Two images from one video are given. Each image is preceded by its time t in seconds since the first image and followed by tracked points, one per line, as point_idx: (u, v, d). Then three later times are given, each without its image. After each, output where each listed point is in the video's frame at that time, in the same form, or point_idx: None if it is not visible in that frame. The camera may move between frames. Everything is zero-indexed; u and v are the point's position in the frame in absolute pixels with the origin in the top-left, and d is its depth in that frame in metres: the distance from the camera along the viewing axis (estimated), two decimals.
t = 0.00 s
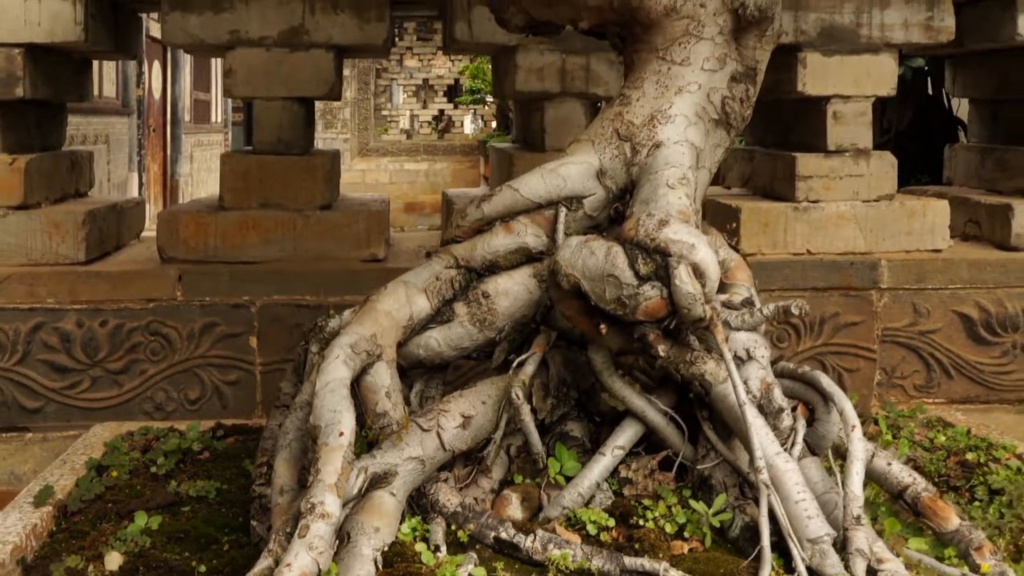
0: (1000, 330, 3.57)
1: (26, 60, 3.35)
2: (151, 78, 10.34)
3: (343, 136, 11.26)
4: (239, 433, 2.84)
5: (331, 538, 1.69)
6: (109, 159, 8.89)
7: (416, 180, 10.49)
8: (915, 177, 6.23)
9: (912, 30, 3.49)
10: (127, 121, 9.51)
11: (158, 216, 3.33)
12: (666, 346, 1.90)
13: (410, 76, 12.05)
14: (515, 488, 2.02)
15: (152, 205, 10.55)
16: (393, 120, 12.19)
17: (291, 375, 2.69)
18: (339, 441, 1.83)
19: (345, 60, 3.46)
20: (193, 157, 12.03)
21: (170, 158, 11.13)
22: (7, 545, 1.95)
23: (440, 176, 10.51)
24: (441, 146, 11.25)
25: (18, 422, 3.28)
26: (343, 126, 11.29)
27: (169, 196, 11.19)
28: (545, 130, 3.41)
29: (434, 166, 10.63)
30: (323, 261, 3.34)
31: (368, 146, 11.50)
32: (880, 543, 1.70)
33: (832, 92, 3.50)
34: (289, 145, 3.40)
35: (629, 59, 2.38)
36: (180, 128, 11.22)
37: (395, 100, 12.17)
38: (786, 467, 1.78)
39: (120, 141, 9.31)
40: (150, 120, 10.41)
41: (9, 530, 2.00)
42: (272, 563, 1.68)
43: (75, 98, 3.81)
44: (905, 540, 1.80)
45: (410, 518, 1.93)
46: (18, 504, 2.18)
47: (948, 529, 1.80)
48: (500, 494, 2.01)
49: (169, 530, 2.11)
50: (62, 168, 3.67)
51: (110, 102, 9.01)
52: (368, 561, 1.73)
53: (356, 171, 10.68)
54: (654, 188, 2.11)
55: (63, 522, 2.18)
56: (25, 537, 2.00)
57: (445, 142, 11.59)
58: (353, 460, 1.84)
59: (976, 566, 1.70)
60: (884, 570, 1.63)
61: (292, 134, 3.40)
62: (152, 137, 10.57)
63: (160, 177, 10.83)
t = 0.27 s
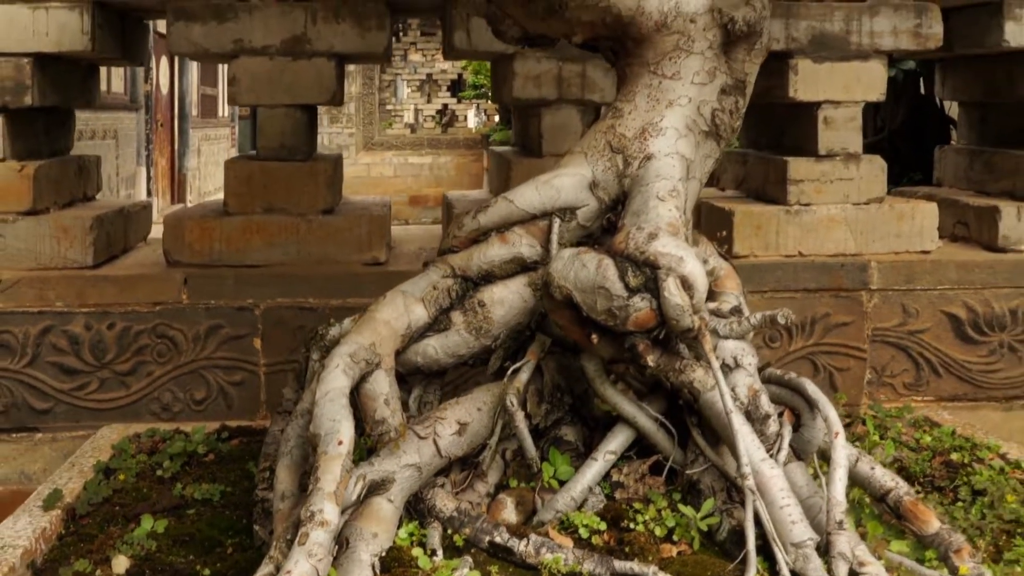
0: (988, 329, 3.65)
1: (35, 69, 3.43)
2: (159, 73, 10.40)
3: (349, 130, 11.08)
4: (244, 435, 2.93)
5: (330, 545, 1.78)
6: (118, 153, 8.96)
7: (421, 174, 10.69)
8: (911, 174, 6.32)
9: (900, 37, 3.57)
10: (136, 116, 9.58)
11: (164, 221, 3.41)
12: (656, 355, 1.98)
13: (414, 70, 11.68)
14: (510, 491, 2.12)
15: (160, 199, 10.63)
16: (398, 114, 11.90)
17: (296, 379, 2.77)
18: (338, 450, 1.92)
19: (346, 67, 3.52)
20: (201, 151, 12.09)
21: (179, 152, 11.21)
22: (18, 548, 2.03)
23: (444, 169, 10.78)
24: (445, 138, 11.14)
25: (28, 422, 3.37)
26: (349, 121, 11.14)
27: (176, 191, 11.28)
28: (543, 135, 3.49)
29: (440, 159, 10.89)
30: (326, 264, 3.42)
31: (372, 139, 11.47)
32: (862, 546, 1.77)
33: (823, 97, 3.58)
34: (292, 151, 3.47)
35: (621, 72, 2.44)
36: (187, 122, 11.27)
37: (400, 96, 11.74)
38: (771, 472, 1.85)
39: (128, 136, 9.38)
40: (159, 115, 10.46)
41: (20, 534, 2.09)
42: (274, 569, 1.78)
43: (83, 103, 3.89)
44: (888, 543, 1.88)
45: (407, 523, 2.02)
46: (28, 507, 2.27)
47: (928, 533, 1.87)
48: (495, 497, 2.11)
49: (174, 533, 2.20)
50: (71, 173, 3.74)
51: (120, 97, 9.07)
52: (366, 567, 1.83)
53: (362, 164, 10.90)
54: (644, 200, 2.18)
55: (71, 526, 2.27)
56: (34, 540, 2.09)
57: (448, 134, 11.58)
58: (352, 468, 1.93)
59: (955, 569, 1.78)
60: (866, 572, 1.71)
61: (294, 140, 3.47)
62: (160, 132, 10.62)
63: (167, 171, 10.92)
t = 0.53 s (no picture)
0: (980, 331, 3.68)
1: (40, 77, 3.48)
2: (162, 70, 10.47)
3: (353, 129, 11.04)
4: (246, 438, 2.98)
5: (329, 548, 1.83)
6: (122, 152, 9.03)
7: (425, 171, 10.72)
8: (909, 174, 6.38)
9: (894, 43, 3.59)
10: (140, 114, 9.65)
11: (168, 226, 3.47)
12: (646, 362, 2.03)
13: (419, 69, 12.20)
14: (505, 494, 2.18)
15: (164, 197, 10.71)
16: (401, 112, 12.75)
17: (296, 384, 2.82)
18: (337, 455, 1.98)
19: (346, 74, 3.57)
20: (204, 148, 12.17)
21: (182, 149, 11.30)
22: (26, 551, 2.08)
23: (448, 166, 10.67)
24: (449, 136, 11.34)
25: (34, 425, 3.42)
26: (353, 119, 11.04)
27: (179, 188, 11.38)
28: (541, 141, 3.53)
29: (442, 158, 10.77)
30: (327, 268, 3.48)
31: (375, 136, 11.84)
32: (847, 547, 1.82)
33: (817, 103, 3.61)
34: (293, 157, 3.52)
35: (616, 83, 2.52)
36: (192, 120, 11.33)
37: (404, 92, 12.64)
38: (759, 476, 1.90)
39: (132, 134, 9.45)
40: (162, 112, 10.53)
41: (28, 537, 2.14)
42: (274, 571, 1.83)
43: (87, 109, 3.94)
44: (873, 543, 1.93)
45: (405, 526, 2.08)
46: (36, 510, 2.32)
47: (912, 534, 1.92)
48: (491, 500, 2.17)
49: (178, 535, 2.25)
50: (75, 178, 3.80)
51: (123, 95, 9.15)
52: (365, 569, 1.88)
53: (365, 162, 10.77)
54: (637, 209, 2.23)
55: (77, 528, 2.32)
56: (42, 543, 2.14)
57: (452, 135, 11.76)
58: (350, 472, 1.98)
59: (937, 569, 1.82)
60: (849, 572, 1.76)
61: (296, 146, 3.52)
62: (164, 130, 10.70)
63: (171, 169, 11.04)
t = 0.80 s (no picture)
0: (974, 335, 3.71)
1: (43, 86, 3.52)
2: (164, 73, 10.57)
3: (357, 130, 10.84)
4: (249, 442, 3.03)
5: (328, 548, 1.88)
6: (123, 154, 9.08)
7: (428, 172, 10.77)
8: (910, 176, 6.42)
9: (888, 50, 3.63)
10: (140, 116, 9.70)
11: (171, 233, 3.52)
12: (636, 367, 2.09)
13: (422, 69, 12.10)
14: (500, 496, 2.23)
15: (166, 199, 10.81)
16: (405, 113, 12.35)
17: (296, 389, 2.86)
18: (335, 459, 2.02)
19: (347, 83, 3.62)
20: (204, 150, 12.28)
21: (183, 151, 11.42)
22: (33, 552, 2.13)
23: (453, 168, 10.77)
24: (453, 138, 11.38)
25: (39, 430, 3.48)
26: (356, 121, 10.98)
27: (180, 189, 11.50)
28: (539, 148, 3.57)
29: (447, 159, 10.85)
30: (328, 275, 3.53)
31: (378, 138, 11.57)
32: (828, 547, 1.87)
33: (812, 110, 3.64)
34: (295, 165, 3.58)
35: (608, 94, 2.58)
36: (193, 122, 11.45)
37: (407, 95, 12.34)
38: (744, 478, 1.95)
39: (133, 137, 9.51)
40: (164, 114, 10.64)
41: (35, 538, 2.19)
42: (275, 570, 1.88)
43: (90, 117, 4.00)
44: (856, 542, 1.97)
45: (401, 527, 2.11)
46: (43, 513, 2.37)
47: (893, 533, 1.96)
48: (486, 502, 2.21)
49: (182, 536, 2.30)
50: (78, 186, 3.85)
51: (123, 98, 9.20)
52: (362, 568, 1.92)
53: (369, 164, 10.78)
54: (628, 219, 2.31)
55: (83, 530, 2.37)
56: (49, 544, 2.19)
57: (457, 134, 11.72)
58: (348, 475, 2.03)
59: (917, 567, 1.86)
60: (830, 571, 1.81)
61: (297, 154, 3.58)
62: (166, 132, 10.80)
63: (173, 170, 11.17)
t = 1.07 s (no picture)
0: (967, 340, 3.74)
1: (46, 95, 3.56)
2: (163, 77, 10.66)
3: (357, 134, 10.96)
4: (250, 446, 3.07)
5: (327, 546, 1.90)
6: (122, 159, 9.12)
7: (430, 178, 10.71)
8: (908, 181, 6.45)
9: (882, 58, 3.66)
10: (138, 121, 9.74)
11: (172, 240, 3.56)
12: (627, 371, 2.15)
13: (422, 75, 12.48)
14: (496, 497, 2.26)
15: (166, 204, 10.88)
16: (406, 118, 12.67)
17: (296, 393, 2.90)
18: (334, 460, 2.05)
19: (345, 90, 3.66)
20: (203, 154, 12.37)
21: (183, 156, 11.51)
22: (39, 553, 2.17)
23: (454, 173, 10.82)
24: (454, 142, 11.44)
25: (42, 435, 3.51)
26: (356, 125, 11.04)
27: (179, 194, 11.57)
28: (536, 156, 3.61)
29: (448, 164, 10.93)
30: (328, 280, 3.57)
31: (380, 144, 11.89)
32: (814, 544, 1.91)
33: (806, 117, 3.69)
34: (294, 172, 3.61)
35: (602, 104, 2.65)
36: (192, 125, 11.56)
37: (407, 100, 12.71)
38: (732, 478, 1.99)
39: (132, 141, 9.55)
40: (163, 119, 10.71)
41: (41, 539, 2.23)
42: (275, 568, 1.91)
43: (91, 125, 4.04)
44: (842, 541, 2.00)
45: (399, 526, 2.16)
46: (48, 514, 2.41)
47: (878, 532, 2.00)
48: (482, 503, 2.24)
49: (185, 537, 2.34)
50: (80, 193, 3.89)
51: (121, 103, 9.24)
52: (360, 565, 1.93)
53: (370, 168, 10.79)
54: (620, 225, 2.36)
55: (88, 531, 2.41)
56: (56, 544, 2.23)
57: (458, 139, 11.84)
58: (347, 475, 2.06)
59: (900, 565, 1.90)
60: (815, 568, 1.84)
61: (296, 161, 3.61)
62: (165, 137, 10.89)
63: (172, 176, 11.22)
